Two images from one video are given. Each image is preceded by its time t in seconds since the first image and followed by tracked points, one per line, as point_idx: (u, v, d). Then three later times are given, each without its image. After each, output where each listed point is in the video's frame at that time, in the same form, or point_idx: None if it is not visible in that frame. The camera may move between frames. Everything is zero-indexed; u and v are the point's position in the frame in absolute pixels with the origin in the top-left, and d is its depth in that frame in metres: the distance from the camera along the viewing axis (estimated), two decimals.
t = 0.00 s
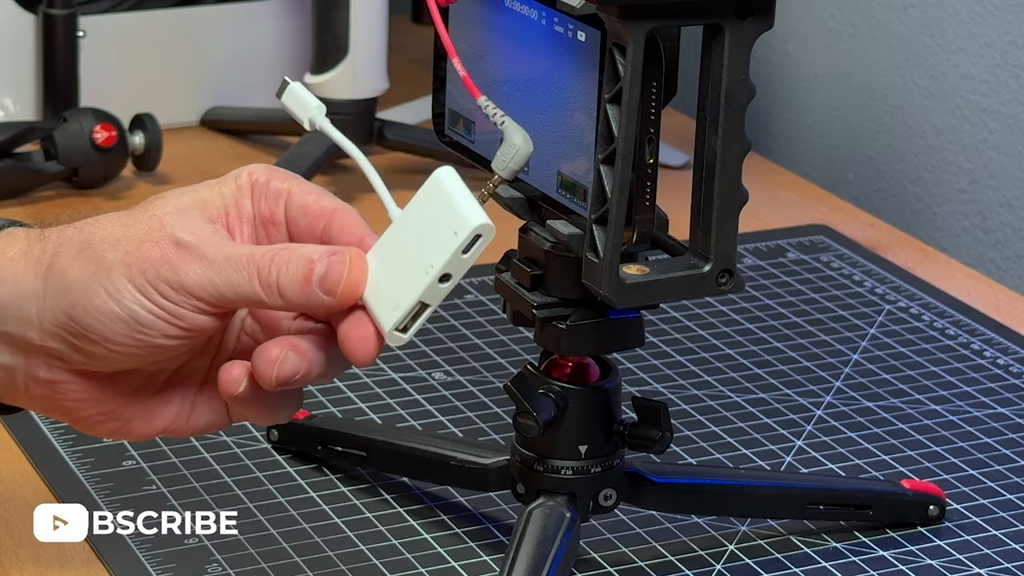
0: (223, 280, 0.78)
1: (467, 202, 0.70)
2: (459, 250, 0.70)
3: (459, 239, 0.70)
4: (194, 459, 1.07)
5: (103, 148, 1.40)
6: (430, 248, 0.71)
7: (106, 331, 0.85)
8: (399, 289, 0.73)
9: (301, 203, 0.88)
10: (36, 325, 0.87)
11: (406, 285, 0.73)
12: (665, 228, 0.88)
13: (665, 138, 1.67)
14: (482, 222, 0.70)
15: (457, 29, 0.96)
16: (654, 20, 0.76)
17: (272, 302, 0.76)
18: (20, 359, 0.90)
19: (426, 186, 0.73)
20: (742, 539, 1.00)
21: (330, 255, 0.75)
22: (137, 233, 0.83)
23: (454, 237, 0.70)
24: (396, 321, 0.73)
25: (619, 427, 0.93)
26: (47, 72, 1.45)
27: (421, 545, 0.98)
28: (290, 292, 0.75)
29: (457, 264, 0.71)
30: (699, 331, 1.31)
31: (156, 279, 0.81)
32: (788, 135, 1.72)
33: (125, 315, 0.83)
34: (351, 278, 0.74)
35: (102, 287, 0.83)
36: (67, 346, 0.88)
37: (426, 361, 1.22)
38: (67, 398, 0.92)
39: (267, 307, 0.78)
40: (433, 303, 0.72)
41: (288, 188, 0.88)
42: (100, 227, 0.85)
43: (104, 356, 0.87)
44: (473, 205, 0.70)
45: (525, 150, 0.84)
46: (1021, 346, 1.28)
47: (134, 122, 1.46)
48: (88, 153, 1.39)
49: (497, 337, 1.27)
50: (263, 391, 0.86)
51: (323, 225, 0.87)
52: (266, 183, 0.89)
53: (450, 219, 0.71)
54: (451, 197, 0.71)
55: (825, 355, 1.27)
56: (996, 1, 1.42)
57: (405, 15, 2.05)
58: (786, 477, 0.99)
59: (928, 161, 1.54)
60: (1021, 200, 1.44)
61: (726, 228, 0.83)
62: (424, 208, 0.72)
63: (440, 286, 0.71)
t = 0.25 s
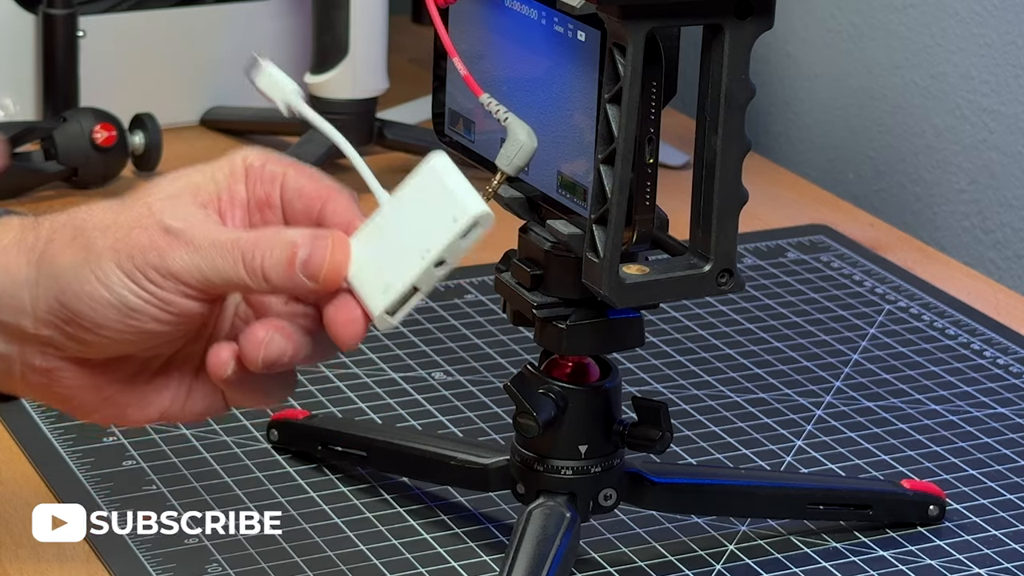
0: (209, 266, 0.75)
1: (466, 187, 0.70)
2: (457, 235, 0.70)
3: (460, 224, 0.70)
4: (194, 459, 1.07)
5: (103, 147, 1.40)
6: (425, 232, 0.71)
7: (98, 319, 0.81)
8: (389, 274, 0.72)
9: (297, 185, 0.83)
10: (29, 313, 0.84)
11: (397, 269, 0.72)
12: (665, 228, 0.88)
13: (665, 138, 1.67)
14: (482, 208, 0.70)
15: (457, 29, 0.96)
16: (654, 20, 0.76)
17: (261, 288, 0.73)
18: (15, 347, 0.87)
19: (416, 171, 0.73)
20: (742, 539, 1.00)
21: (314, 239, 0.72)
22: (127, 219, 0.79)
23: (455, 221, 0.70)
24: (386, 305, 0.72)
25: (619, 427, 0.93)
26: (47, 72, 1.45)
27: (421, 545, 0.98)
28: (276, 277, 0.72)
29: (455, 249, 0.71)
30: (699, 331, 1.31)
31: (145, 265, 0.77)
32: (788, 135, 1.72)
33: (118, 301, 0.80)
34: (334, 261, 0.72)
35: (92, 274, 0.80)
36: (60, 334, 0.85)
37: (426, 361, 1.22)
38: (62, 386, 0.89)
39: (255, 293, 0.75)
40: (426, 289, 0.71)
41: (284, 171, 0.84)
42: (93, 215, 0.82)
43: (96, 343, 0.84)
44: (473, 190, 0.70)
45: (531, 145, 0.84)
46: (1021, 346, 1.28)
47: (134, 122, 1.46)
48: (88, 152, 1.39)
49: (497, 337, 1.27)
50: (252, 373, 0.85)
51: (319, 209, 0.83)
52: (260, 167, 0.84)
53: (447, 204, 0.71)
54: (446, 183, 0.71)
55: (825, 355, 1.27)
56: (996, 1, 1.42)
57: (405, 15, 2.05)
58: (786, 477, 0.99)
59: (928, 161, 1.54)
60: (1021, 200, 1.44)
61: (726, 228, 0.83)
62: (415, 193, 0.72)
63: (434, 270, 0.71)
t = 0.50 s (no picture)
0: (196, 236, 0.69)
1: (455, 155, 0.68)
2: (447, 205, 0.67)
3: (448, 191, 0.67)
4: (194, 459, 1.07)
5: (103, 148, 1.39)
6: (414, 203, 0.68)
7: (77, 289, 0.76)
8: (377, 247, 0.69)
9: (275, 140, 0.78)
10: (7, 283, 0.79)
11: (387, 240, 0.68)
12: (665, 228, 0.88)
13: (665, 138, 1.67)
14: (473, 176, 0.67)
15: (457, 29, 0.96)
16: (653, 20, 0.76)
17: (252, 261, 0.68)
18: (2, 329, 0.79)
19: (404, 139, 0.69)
20: (742, 539, 1.00)
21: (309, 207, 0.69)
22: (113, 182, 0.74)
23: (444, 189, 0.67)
24: (380, 275, 0.67)
25: (619, 427, 0.93)
26: (47, 72, 1.45)
27: (421, 545, 0.98)
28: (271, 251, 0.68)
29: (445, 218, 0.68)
30: (699, 331, 1.31)
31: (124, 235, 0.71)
32: (788, 135, 1.72)
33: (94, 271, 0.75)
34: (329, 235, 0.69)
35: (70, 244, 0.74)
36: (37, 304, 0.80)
37: (426, 361, 1.22)
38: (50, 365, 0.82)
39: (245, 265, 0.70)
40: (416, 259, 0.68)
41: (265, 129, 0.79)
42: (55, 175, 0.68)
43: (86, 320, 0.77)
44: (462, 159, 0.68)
45: (533, 144, 0.84)
46: (1021, 346, 1.28)
47: (134, 122, 1.46)
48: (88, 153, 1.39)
49: (497, 337, 1.27)
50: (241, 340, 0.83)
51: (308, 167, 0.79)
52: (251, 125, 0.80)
53: (436, 173, 0.67)
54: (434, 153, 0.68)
55: (825, 355, 1.27)
56: (996, 1, 1.42)
57: (404, 15, 2.05)
58: (786, 477, 0.99)
59: (928, 161, 1.54)
60: (1021, 200, 1.44)
61: (726, 228, 0.83)
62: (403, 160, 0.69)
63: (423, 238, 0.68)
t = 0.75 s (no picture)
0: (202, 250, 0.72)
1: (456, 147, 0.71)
2: (446, 193, 0.69)
3: (446, 180, 0.69)
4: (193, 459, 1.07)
5: (103, 148, 1.39)
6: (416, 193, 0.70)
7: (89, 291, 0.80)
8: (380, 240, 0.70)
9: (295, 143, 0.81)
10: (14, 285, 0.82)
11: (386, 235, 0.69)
12: (665, 228, 0.88)
13: (665, 138, 1.67)
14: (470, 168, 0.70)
15: (457, 29, 0.96)
16: (654, 20, 0.76)
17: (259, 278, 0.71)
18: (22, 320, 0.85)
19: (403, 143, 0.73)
20: (742, 539, 1.00)
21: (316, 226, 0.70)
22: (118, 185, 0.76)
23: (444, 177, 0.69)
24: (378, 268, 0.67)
25: (619, 427, 0.93)
26: (47, 72, 1.45)
27: (421, 545, 0.98)
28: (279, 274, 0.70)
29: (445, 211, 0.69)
30: (699, 331, 1.31)
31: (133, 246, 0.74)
32: (788, 135, 1.72)
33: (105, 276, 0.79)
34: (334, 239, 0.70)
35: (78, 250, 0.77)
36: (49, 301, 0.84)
37: (426, 361, 1.22)
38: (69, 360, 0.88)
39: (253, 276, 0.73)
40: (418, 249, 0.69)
41: (281, 130, 0.82)
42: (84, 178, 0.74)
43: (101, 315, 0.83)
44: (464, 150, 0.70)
45: (531, 146, 0.84)
46: (1021, 346, 1.28)
47: (134, 122, 1.46)
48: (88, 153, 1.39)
49: (497, 337, 1.27)
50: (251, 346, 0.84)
51: (316, 169, 0.80)
52: (257, 126, 0.83)
53: (435, 165, 0.70)
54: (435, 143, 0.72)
55: (825, 355, 1.27)
56: (996, 1, 1.42)
57: (405, 15, 2.05)
58: (786, 477, 0.99)
59: (928, 161, 1.54)
60: (1021, 200, 1.44)
61: (726, 228, 0.83)
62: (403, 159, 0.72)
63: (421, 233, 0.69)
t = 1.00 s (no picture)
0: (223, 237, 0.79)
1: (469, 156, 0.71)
2: (460, 200, 0.71)
3: (459, 192, 0.71)
4: (194, 459, 1.07)
5: (104, 147, 1.39)
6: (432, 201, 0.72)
7: (111, 290, 0.87)
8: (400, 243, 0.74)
9: (306, 151, 0.88)
10: (41, 285, 0.90)
11: (408, 241, 0.74)
12: (665, 228, 0.88)
13: (665, 138, 1.67)
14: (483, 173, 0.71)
15: (457, 29, 0.96)
16: (653, 20, 0.76)
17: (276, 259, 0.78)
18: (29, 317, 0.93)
19: (424, 145, 0.74)
20: (742, 539, 1.00)
21: (331, 211, 0.75)
22: (138, 191, 0.84)
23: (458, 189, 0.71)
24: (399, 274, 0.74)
25: (619, 427, 0.93)
26: (47, 72, 1.45)
27: (421, 545, 0.98)
28: (294, 251, 0.76)
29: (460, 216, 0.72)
30: (699, 331, 1.31)
31: (159, 239, 0.82)
32: (788, 135, 1.72)
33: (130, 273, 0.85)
34: (351, 232, 0.75)
35: (106, 248, 0.85)
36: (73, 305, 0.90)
37: (426, 361, 1.22)
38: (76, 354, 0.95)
39: (269, 263, 0.80)
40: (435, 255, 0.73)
41: (292, 137, 0.89)
42: (103, 185, 0.86)
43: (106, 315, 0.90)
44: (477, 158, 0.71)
45: (531, 145, 0.84)
46: (1021, 346, 1.28)
47: (134, 122, 1.46)
48: (89, 153, 1.39)
49: (497, 337, 1.27)
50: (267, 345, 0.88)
51: (328, 175, 0.87)
52: (269, 134, 0.89)
53: (452, 171, 0.72)
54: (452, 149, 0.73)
55: (825, 355, 1.27)
56: (996, 1, 1.42)
57: (405, 15, 2.05)
58: (786, 477, 0.99)
59: (928, 161, 1.54)
60: (1021, 200, 1.44)
61: (726, 228, 0.83)
62: (421, 161, 0.74)
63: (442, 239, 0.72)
